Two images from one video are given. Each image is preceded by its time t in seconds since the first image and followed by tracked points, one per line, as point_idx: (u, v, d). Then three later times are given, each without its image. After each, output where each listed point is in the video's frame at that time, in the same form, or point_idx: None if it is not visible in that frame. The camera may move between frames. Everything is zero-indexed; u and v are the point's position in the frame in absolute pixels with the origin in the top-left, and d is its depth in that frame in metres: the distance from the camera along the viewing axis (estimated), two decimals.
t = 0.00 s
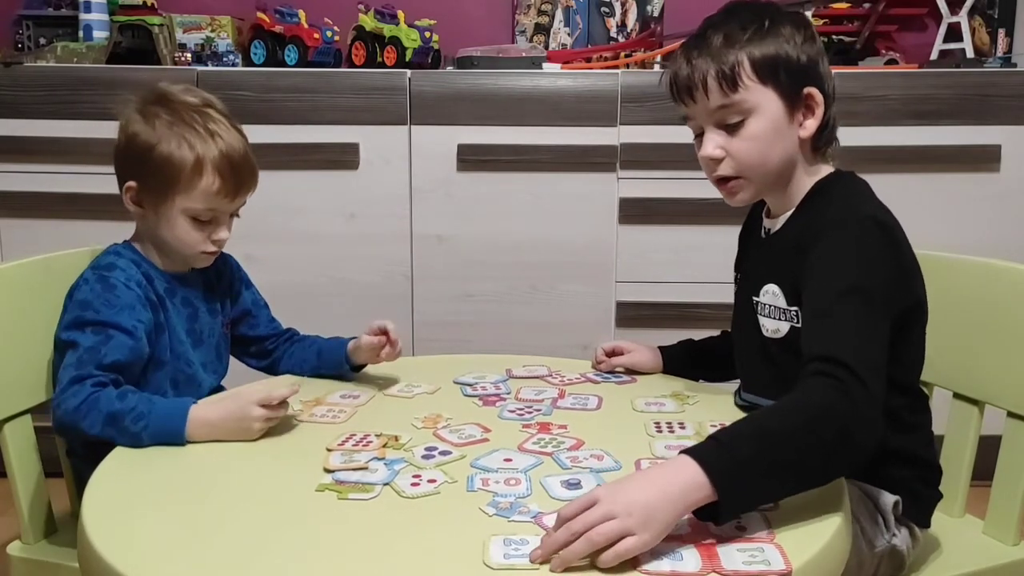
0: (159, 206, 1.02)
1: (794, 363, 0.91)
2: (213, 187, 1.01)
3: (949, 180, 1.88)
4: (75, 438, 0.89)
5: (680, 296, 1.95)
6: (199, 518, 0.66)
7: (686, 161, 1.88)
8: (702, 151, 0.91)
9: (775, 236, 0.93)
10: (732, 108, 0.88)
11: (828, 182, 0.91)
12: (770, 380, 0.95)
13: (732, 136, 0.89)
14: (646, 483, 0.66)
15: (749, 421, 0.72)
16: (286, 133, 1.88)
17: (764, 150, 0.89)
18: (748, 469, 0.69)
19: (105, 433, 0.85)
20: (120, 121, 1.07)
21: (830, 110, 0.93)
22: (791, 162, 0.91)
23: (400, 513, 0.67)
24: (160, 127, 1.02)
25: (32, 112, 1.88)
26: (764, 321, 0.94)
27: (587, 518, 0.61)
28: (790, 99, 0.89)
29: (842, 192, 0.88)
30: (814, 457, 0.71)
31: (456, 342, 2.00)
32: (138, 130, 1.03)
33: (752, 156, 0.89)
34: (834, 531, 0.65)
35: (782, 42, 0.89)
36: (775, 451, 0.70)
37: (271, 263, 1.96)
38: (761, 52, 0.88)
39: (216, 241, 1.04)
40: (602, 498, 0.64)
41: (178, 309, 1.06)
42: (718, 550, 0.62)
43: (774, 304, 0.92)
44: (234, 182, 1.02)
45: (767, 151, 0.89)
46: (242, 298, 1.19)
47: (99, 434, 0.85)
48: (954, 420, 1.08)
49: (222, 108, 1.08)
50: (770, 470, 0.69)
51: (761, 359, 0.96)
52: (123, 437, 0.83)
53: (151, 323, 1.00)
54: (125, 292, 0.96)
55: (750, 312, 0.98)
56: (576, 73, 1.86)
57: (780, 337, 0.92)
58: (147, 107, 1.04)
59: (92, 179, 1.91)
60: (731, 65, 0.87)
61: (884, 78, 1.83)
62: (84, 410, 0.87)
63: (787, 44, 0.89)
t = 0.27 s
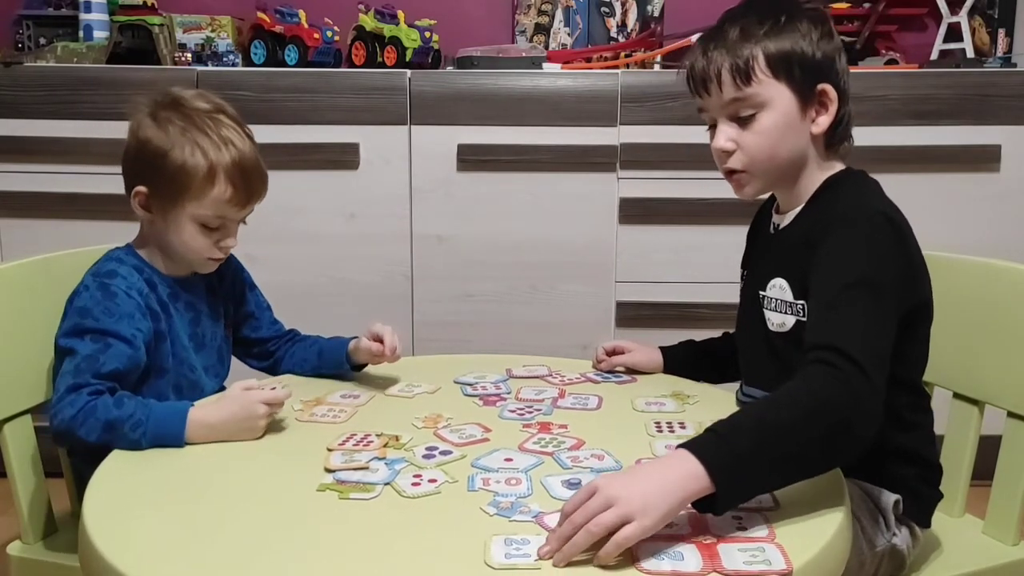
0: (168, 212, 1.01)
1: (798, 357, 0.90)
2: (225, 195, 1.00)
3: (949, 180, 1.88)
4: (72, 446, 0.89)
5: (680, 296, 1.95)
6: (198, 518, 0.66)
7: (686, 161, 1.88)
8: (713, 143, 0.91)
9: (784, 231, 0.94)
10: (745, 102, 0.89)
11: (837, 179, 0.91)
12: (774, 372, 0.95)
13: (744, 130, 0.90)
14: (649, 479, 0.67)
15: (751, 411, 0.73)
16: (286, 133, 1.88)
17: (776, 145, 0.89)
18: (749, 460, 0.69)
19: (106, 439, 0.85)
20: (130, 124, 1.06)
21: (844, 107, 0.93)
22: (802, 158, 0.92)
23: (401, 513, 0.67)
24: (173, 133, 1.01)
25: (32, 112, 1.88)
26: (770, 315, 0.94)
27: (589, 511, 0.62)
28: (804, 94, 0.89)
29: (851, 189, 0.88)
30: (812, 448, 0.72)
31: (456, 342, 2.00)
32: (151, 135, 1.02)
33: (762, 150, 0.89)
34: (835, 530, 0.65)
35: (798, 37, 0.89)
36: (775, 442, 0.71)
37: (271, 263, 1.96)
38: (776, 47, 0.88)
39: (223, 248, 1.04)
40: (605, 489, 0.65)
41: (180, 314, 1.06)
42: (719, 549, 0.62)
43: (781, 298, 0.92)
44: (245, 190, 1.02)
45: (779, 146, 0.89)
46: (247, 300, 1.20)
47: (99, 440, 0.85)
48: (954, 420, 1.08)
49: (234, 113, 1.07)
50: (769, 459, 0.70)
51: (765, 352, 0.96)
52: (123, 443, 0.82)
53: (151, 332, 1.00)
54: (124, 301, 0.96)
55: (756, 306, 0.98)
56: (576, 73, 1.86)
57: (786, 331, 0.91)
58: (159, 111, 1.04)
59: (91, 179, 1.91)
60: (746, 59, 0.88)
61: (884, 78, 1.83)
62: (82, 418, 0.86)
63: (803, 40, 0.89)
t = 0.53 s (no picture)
0: (176, 224, 1.00)
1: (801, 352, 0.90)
2: (234, 208, 0.99)
3: (949, 180, 1.88)
4: (71, 452, 0.88)
5: (680, 296, 1.95)
6: (198, 519, 0.66)
7: (686, 162, 1.88)
8: (724, 136, 0.92)
9: (792, 227, 0.94)
10: (757, 95, 0.89)
11: (846, 177, 0.91)
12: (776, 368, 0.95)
13: (756, 123, 0.90)
14: (650, 472, 0.67)
15: (751, 404, 0.73)
16: (286, 133, 1.88)
17: (787, 139, 0.90)
18: (746, 453, 0.70)
19: (107, 443, 0.84)
20: (137, 132, 1.05)
21: (854, 106, 0.94)
22: (813, 154, 0.92)
23: (402, 513, 0.67)
24: (182, 144, 1.00)
25: (31, 112, 1.88)
26: (775, 311, 0.94)
27: (589, 501, 0.63)
28: (815, 90, 0.90)
29: (858, 188, 0.88)
30: (811, 441, 0.72)
31: (456, 342, 2.00)
32: (160, 146, 1.00)
33: (773, 144, 0.90)
34: (835, 531, 0.65)
35: (811, 34, 0.90)
36: (774, 434, 0.71)
37: (271, 263, 1.96)
38: (789, 43, 0.89)
39: (228, 257, 1.03)
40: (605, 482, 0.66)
41: (177, 321, 1.06)
42: (720, 550, 0.62)
43: (787, 293, 0.92)
44: (254, 203, 1.01)
45: (789, 141, 0.90)
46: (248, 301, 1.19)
47: (100, 445, 0.85)
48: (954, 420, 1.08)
49: (242, 124, 1.06)
50: (767, 451, 0.71)
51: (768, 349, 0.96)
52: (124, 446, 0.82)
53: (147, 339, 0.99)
54: (121, 307, 0.96)
55: (761, 302, 0.98)
56: (576, 73, 1.86)
57: (791, 327, 0.91)
58: (168, 122, 1.02)
59: (91, 179, 1.91)
60: (759, 53, 0.89)
61: (884, 77, 1.83)
62: (81, 424, 0.86)
63: (816, 37, 0.90)
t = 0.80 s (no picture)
0: (177, 234, 1.00)
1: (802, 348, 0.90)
2: (234, 220, 0.99)
3: (949, 180, 1.88)
4: (71, 455, 0.88)
5: (680, 296, 1.95)
6: (198, 519, 0.66)
7: (686, 162, 1.88)
8: (732, 134, 0.92)
9: (793, 225, 0.94)
10: (764, 93, 0.89)
11: (847, 176, 0.91)
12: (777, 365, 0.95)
13: (763, 121, 0.90)
14: (645, 460, 0.68)
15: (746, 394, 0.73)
16: (286, 133, 1.88)
17: (794, 137, 0.90)
18: (739, 445, 0.71)
19: (107, 445, 0.84)
20: (143, 135, 1.04)
21: (860, 105, 0.94)
22: (819, 152, 0.92)
23: (402, 513, 0.67)
24: (185, 153, 0.99)
25: (31, 112, 1.88)
26: (777, 308, 0.94)
27: (581, 489, 0.64)
28: (822, 88, 0.90)
29: (859, 186, 0.88)
30: (805, 435, 0.73)
31: (456, 342, 2.00)
32: (163, 154, 1.00)
33: (780, 142, 0.90)
34: (835, 531, 0.65)
35: (819, 32, 0.90)
36: (767, 426, 0.72)
37: (271, 263, 1.96)
38: (797, 40, 0.89)
39: (227, 268, 1.03)
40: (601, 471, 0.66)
41: (177, 327, 1.06)
42: (720, 550, 0.62)
43: (789, 291, 0.92)
44: (255, 214, 1.01)
45: (796, 139, 0.90)
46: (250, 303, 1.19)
47: (100, 447, 0.85)
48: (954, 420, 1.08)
49: (247, 134, 1.06)
50: (759, 443, 0.71)
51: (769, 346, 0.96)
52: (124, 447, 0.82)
53: (146, 341, 0.99)
54: (120, 310, 0.96)
55: (762, 301, 0.98)
56: (576, 73, 1.86)
57: (793, 323, 0.91)
58: (173, 128, 1.02)
59: (91, 179, 1.91)
60: (767, 51, 0.89)
61: (884, 78, 1.83)
62: (80, 426, 0.86)
63: (824, 35, 0.90)
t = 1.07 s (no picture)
0: (174, 230, 0.99)
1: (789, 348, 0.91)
2: (229, 217, 0.98)
3: (949, 180, 1.88)
4: (70, 456, 0.88)
5: (680, 296, 1.95)
6: (198, 519, 0.66)
7: (686, 162, 1.88)
8: (722, 130, 0.92)
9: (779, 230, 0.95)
10: (755, 91, 0.90)
11: (836, 176, 0.91)
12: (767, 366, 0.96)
13: (753, 119, 0.90)
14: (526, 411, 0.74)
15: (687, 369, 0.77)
16: (286, 133, 1.88)
17: (784, 136, 0.90)
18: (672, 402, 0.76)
19: (106, 446, 0.84)
20: (146, 133, 1.05)
21: (853, 109, 0.94)
22: (809, 154, 0.92)
23: (402, 513, 0.67)
24: (185, 149, 1.00)
25: (31, 112, 1.88)
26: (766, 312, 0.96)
27: (457, 429, 0.72)
28: (814, 89, 0.90)
29: (842, 187, 0.89)
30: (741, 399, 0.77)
31: (456, 342, 2.00)
32: (163, 150, 1.00)
33: (770, 141, 0.90)
34: (834, 531, 0.65)
35: (814, 34, 0.90)
36: (704, 389, 0.76)
37: (271, 263, 1.96)
38: (791, 41, 0.89)
39: (224, 267, 1.02)
40: (485, 411, 0.74)
41: (178, 331, 1.07)
42: (719, 551, 0.62)
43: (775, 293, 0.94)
44: (252, 215, 1.00)
45: (785, 139, 0.90)
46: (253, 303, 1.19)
47: (99, 448, 0.85)
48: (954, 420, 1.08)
49: (250, 134, 1.06)
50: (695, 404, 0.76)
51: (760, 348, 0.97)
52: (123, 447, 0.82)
53: (146, 342, 0.99)
54: (120, 311, 0.96)
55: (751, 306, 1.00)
56: (576, 73, 1.86)
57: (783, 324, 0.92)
58: (175, 126, 1.02)
59: (91, 179, 1.91)
60: (760, 49, 0.89)
61: (884, 78, 1.83)
62: (79, 427, 0.86)
63: (818, 37, 0.90)
